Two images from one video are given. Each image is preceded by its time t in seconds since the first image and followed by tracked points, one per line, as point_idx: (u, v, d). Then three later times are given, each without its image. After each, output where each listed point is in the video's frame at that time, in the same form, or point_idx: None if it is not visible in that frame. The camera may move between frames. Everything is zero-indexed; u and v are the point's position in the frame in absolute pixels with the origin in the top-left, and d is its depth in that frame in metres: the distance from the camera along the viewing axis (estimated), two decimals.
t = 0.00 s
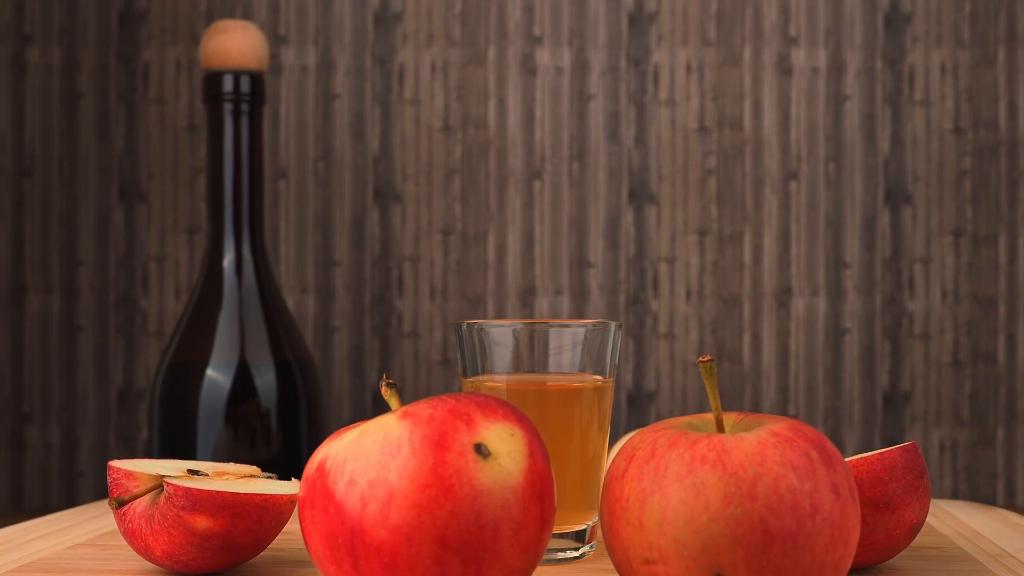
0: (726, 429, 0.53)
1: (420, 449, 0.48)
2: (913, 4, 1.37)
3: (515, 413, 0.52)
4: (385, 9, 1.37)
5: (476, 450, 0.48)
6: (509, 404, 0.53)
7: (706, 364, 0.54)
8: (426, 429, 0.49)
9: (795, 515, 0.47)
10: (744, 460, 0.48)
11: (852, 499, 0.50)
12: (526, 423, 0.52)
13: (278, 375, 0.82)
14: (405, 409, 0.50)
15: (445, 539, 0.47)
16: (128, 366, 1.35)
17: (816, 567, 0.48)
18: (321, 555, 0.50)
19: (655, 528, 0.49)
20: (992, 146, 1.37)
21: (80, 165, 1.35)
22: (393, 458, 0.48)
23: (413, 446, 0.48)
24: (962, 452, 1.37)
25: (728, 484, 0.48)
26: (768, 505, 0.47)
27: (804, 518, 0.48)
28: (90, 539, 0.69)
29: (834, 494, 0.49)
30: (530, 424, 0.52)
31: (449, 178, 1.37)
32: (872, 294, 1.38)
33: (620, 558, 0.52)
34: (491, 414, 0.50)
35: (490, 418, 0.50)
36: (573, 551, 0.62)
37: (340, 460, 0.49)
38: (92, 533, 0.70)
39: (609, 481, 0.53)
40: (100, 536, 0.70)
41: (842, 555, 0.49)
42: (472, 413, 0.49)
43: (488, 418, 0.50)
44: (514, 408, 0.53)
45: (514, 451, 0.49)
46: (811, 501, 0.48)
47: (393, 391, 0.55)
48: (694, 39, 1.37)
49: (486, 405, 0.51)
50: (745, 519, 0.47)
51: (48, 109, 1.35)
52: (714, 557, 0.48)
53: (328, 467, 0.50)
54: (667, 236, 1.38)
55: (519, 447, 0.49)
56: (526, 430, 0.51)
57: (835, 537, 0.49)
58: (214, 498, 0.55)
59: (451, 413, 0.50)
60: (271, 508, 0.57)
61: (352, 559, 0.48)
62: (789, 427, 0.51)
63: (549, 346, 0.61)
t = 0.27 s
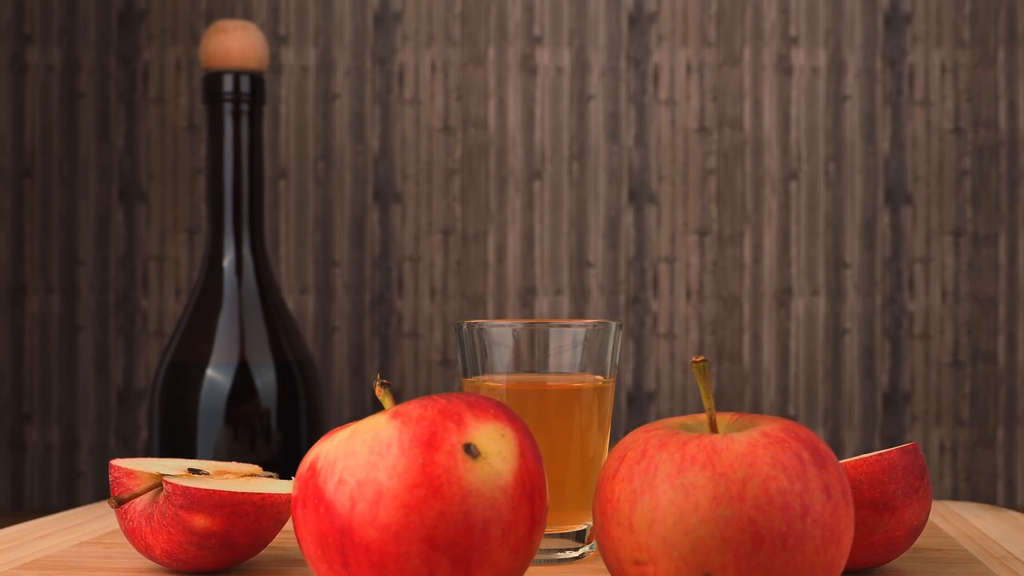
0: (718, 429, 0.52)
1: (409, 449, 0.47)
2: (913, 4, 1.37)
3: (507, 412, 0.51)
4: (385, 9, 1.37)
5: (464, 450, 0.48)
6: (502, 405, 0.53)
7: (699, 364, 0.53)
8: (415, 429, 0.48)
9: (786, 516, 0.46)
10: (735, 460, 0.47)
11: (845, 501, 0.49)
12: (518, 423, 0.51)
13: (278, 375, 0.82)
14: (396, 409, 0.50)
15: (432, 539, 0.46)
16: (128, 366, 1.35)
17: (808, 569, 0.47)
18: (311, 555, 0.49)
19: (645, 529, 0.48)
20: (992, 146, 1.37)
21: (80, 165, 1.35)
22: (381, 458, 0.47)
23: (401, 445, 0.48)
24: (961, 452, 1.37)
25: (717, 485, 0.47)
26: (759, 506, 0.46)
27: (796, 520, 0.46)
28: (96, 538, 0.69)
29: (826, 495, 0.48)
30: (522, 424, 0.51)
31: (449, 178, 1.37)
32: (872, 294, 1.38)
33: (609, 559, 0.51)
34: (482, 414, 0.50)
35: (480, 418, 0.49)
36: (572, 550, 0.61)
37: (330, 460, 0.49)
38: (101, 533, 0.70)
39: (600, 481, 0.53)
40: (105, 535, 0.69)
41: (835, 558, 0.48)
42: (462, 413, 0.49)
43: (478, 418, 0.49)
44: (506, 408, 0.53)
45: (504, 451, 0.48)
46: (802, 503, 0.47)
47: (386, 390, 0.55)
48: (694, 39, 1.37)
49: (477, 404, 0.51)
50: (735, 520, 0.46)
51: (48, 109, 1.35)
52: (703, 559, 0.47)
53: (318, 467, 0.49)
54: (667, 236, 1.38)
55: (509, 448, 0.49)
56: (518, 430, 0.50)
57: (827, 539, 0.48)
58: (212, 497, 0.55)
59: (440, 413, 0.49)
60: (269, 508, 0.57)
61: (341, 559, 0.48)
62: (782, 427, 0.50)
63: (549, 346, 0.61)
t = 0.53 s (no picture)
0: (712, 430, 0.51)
1: (398, 449, 0.47)
2: (913, 4, 1.37)
3: (498, 412, 0.51)
4: (385, 9, 1.37)
5: (453, 449, 0.47)
6: (494, 404, 0.52)
7: (692, 364, 0.52)
8: (404, 429, 0.48)
9: (775, 517, 0.46)
10: (724, 461, 0.47)
11: (837, 502, 0.48)
12: (509, 423, 0.51)
13: (278, 375, 0.81)
14: (386, 409, 0.50)
15: (421, 539, 0.46)
16: (128, 366, 1.35)
17: (798, 571, 0.46)
18: (302, 554, 0.49)
19: (634, 530, 0.48)
20: (992, 146, 1.37)
21: (80, 165, 1.35)
22: (371, 458, 0.47)
23: (390, 445, 0.47)
24: (962, 452, 1.37)
25: (706, 485, 0.46)
26: (747, 507, 0.46)
27: (785, 521, 0.46)
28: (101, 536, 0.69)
29: (817, 496, 0.47)
30: (514, 424, 0.51)
31: (449, 178, 1.37)
32: (872, 294, 1.38)
33: (600, 560, 0.51)
34: (472, 414, 0.50)
35: (470, 418, 0.49)
36: (572, 550, 0.61)
37: (320, 460, 0.49)
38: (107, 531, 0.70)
39: (592, 482, 0.52)
40: (110, 533, 0.69)
41: (827, 559, 0.48)
42: (452, 413, 0.49)
43: (468, 418, 0.49)
44: (499, 408, 0.52)
45: (494, 451, 0.48)
46: (792, 504, 0.46)
47: (380, 389, 0.55)
48: (694, 39, 1.37)
49: (467, 405, 0.50)
50: (723, 521, 0.46)
51: (48, 109, 1.35)
52: (692, 560, 0.46)
53: (309, 466, 0.49)
54: (667, 236, 1.38)
55: (499, 447, 0.48)
56: (509, 430, 0.50)
57: (818, 541, 0.47)
58: (210, 496, 0.55)
59: (430, 413, 0.49)
60: (267, 507, 0.57)
61: (331, 559, 0.47)
62: (775, 428, 0.49)
63: (549, 346, 0.61)
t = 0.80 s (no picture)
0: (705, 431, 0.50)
1: (387, 448, 0.47)
2: (913, 4, 1.37)
3: (490, 412, 0.51)
4: (385, 9, 1.37)
5: (442, 450, 0.47)
6: (487, 404, 0.52)
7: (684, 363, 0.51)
8: (394, 428, 0.48)
9: (764, 518, 0.45)
10: (714, 462, 0.46)
11: (830, 503, 0.47)
12: (501, 424, 0.50)
13: (278, 375, 0.81)
14: (377, 409, 0.49)
15: (409, 538, 0.46)
16: (128, 366, 1.35)
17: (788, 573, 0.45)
18: (294, 553, 0.49)
19: (623, 531, 0.47)
20: (992, 146, 1.37)
21: (80, 165, 1.35)
22: (360, 458, 0.47)
23: (380, 445, 0.47)
24: (962, 452, 1.37)
25: (695, 486, 0.45)
26: (736, 507, 0.45)
27: (774, 522, 0.45)
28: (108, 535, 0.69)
29: (807, 498, 0.46)
30: (506, 424, 0.51)
31: (449, 178, 1.37)
32: (872, 294, 1.38)
33: (591, 561, 0.50)
34: (463, 414, 0.49)
35: (461, 417, 0.49)
36: (571, 551, 0.60)
37: (312, 460, 0.49)
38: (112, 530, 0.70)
39: (583, 483, 0.52)
40: (116, 531, 0.70)
41: (818, 561, 0.47)
42: (442, 413, 0.48)
43: (458, 417, 0.49)
44: (492, 408, 0.52)
45: (484, 451, 0.48)
46: (782, 505, 0.45)
47: (374, 389, 0.54)
48: (694, 39, 1.37)
49: (459, 405, 0.50)
50: (711, 522, 0.45)
51: (48, 109, 1.35)
52: (681, 562, 0.45)
53: (300, 466, 0.49)
54: (667, 236, 1.38)
55: (489, 448, 0.48)
56: (501, 430, 0.50)
57: (809, 543, 0.46)
58: (208, 495, 0.55)
59: (420, 413, 0.49)
60: (266, 506, 0.57)
61: (321, 558, 0.47)
62: (767, 429, 0.48)
63: (549, 347, 0.61)
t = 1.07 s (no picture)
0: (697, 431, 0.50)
1: (377, 448, 0.47)
2: (913, 4, 1.37)
3: (482, 413, 0.50)
4: (385, 9, 1.37)
5: (432, 449, 0.47)
6: (479, 405, 0.52)
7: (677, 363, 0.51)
8: (385, 428, 0.48)
9: (753, 519, 0.45)
10: (703, 463, 0.46)
11: (821, 505, 0.47)
12: (493, 424, 0.50)
13: (278, 375, 0.81)
14: (368, 409, 0.49)
15: (398, 538, 0.46)
16: (128, 366, 1.35)
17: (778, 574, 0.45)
18: (286, 552, 0.49)
19: (612, 531, 0.47)
20: (992, 146, 1.37)
21: (80, 165, 1.35)
22: (350, 458, 0.47)
23: (370, 444, 0.47)
24: (962, 452, 1.37)
25: (683, 487, 0.45)
26: (725, 508, 0.45)
27: (763, 523, 0.45)
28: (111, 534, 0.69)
29: (798, 499, 0.46)
30: (499, 424, 0.51)
31: (449, 178, 1.37)
32: (872, 294, 1.38)
33: (582, 561, 0.50)
34: (454, 413, 0.49)
35: (452, 417, 0.49)
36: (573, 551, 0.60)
37: (303, 459, 0.49)
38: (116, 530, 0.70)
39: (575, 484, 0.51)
40: (123, 530, 0.70)
41: (809, 563, 0.46)
42: (433, 413, 0.48)
43: (449, 417, 0.49)
44: (485, 408, 0.52)
45: (475, 451, 0.48)
46: (771, 506, 0.45)
47: (368, 388, 0.54)
48: (694, 39, 1.37)
49: (450, 405, 0.50)
50: (700, 523, 0.45)
51: (48, 109, 1.35)
52: (669, 563, 0.45)
53: (292, 465, 0.49)
54: (667, 236, 1.38)
55: (480, 447, 0.48)
56: (492, 431, 0.49)
57: (799, 544, 0.46)
58: (206, 494, 0.55)
59: (411, 413, 0.49)
60: (265, 505, 0.56)
61: (311, 558, 0.47)
62: (759, 430, 0.48)
63: (549, 347, 0.61)
